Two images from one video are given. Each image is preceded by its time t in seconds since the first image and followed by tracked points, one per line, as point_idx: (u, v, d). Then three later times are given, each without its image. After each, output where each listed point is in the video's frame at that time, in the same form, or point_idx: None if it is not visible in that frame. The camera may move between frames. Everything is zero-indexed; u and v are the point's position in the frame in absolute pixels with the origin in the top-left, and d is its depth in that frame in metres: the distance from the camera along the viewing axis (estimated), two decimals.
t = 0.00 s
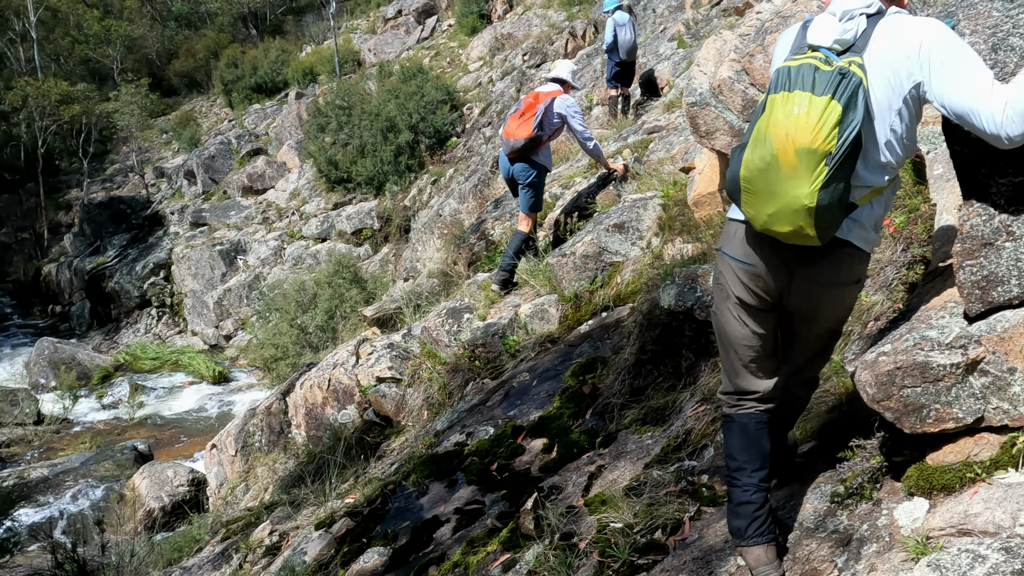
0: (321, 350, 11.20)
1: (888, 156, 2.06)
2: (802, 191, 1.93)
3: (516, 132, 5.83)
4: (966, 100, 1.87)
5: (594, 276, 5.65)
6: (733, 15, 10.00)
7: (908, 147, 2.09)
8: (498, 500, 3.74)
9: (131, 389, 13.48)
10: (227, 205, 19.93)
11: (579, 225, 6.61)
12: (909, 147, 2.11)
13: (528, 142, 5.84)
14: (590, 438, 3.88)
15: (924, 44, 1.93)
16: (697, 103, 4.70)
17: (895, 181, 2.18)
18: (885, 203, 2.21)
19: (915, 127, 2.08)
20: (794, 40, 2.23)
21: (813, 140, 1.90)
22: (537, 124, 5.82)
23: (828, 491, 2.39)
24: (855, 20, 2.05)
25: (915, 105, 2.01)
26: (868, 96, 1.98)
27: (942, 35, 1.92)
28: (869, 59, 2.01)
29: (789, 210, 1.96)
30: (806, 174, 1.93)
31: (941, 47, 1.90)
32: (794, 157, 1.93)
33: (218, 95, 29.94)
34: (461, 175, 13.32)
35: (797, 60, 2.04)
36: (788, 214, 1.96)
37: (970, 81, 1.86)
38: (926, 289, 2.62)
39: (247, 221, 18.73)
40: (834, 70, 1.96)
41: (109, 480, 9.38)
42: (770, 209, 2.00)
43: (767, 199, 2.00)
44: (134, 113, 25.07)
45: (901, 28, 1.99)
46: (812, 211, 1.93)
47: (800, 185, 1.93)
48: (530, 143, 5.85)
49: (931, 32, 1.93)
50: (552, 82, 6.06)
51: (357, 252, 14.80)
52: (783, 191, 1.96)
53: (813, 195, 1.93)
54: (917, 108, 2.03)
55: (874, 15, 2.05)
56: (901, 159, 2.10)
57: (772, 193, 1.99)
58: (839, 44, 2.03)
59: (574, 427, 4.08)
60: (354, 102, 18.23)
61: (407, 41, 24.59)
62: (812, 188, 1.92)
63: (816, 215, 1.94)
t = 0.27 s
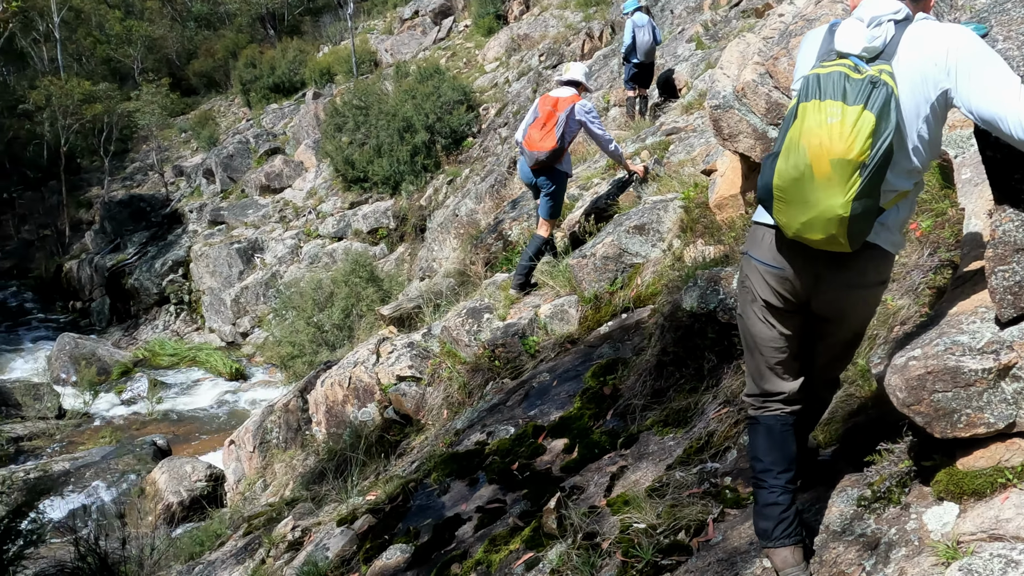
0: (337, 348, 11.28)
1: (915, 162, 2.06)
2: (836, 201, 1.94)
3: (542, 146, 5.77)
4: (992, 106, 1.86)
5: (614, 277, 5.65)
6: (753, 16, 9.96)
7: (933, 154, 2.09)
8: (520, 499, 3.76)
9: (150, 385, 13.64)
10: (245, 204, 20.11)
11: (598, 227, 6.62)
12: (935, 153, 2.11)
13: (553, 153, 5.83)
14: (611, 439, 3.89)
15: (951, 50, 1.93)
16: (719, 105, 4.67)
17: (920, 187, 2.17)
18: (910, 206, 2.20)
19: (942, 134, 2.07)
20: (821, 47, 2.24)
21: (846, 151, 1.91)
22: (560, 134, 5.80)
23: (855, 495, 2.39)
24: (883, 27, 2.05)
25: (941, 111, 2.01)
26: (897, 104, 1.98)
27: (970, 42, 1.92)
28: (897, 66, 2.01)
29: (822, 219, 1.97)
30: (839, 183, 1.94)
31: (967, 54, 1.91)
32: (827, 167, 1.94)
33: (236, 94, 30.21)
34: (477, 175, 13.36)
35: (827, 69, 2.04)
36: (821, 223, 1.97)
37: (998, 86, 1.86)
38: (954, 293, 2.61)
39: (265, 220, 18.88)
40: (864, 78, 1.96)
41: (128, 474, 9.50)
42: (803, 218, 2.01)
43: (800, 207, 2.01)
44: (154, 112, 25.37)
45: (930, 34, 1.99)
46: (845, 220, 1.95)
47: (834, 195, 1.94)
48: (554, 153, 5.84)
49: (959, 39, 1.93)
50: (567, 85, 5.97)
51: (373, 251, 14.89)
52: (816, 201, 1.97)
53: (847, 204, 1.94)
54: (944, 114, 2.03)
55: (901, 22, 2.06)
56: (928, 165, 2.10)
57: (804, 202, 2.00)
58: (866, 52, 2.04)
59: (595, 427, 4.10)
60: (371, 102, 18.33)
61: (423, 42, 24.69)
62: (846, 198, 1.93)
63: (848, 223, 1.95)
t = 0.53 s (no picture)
0: (347, 347, 11.31)
1: (941, 156, 2.05)
2: (867, 191, 1.93)
3: (562, 155, 5.82)
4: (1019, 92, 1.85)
5: (631, 278, 5.64)
6: (767, 19, 9.93)
7: (961, 148, 2.08)
8: (537, 498, 3.76)
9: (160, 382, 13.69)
10: (256, 202, 20.19)
11: (614, 227, 6.63)
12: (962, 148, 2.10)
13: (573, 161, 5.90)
14: (629, 439, 3.88)
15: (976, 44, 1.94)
16: (740, 106, 4.70)
17: (946, 184, 2.16)
18: (936, 205, 2.18)
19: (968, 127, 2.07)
20: (838, 46, 2.24)
21: (875, 141, 1.90)
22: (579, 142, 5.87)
23: (880, 497, 2.38)
24: (905, 23, 2.06)
25: (968, 103, 2.01)
26: (923, 96, 1.98)
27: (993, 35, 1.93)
28: (922, 60, 2.02)
29: (852, 211, 1.95)
30: (869, 175, 1.92)
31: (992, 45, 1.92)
32: (856, 158, 1.93)
33: (247, 93, 30.35)
34: (488, 175, 13.38)
35: (850, 64, 2.03)
36: (851, 215, 1.96)
37: None
38: (981, 295, 2.59)
39: (275, 218, 18.95)
40: (888, 70, 1.96)
41: (138, 470, 9.56)
42: (833, 211, 1.99)
43: (828, 200, 2.00)
44: (167, 110, 25.51)
45: (953, 29, 2.00)
46: (876, 211, 1.93)
47: (864, 185, 1.93)
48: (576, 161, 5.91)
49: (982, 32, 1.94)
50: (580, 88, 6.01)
51: (384, 251, 14.93)
52: (845, 192, 1.96)
53: (878, 195, 1.93)
54: (970, 108, 2.03)
55: (923, 19, 2.07)
56: (956, 160, 2.09)
57: (833, 195, 1.98)
58: (889, 46, 2.04)
59: (613, 427, 4.09)
60: (383, 102, 18.37)
61: (435, 43, 24.75)
62: (877, 189, 1.92)
63: (879, 214, 1.94)
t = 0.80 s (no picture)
0: (349, 350, 11.30)
1: (955, 164, 2.05)
2: (879, 190, 1.91)
3: (556, 172, 5.95)
4: None
5: (635, 282, 5.64)
6: (768, 23, 9.93)
7: (974, 156, 2.09)
8: (543, 504, 3.75)
9: (161, 385, 13.68)
10: (257, 205, 20.19)
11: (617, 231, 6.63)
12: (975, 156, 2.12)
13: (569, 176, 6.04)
14: (635, 445, 3.87)
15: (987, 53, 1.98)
16: (745, 111, 4.71)
17: (961, 194, 2.17)
18: (949, 216, 2.19)
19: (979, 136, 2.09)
20: (843, 61, 2.25)
21: (887, 141, 1.90)
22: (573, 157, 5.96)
23: (890, 505, 2.37)
24: (913, 34, 2.06)
25: (981, 110, 2.03)
26: (936, 102, 2.00)
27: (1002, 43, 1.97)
28: (931, 69, 2.03)
29: (864, 211, 1.94)
30: (882, 174, 1.91)
31: (1004, 54, 1.96)
32: (868, 157, 1.92)
33: (247, 96, 30.37)
34: (489, 178, 13.37)
35: (860, 73, 2.04)
36: (864, 216, 1.93)
37: None
38: (991, 301, 2.58)
39: (276, 221, 18.95)
40: (899, 77, 1.97)
41: (139, 474, 9.55)
42: (844, 212, 1.97)
43: (840, 201, 1.98)
44: (167, 113, 25.54)
45: (961, 39, 2.03)
46: (890, 211, 1.91)
47: (876, 185, 1.91)
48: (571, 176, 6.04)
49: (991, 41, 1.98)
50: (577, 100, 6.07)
51: (385, 254, 14.93)
52: (856, 192, 1.94)
53: (890, 195, 1.92)
54: (981, 116, 2.05)
55: (931, 31, 2.08)
56: (969, 169, 2.09)
57: (844, 197, 1.97)
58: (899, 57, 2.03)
59: (618, 433, 4.08)
60: (384, 105, 18.38)
61: (435, 46, 24.76)
62: (889, 188, 1.91)
63: (893, 214, 1.92)
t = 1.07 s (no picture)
0: (349, 356, 11.34)
1: (949, 184, 2.08)
2: (871, 203, 1.95)
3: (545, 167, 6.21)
4: None
5: (635, 287, 5.67)
6: (767, 29, 9.99)
7: (967, 177, 2.11)
8: (544, 509, 3.77)
9: (161, 391, 13.70)
10: (257, 211, 20.24)
11: (617, 236, 6.67)
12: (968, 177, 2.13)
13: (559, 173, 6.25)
14: (635, 449, 3.90)
15: (986, 76, 1.97)
16: (742, 118, 4.69)
17: (953, 212, 2.19)
18: (941, 232, 2.21)
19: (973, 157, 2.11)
20: (848, 74, 2.28)
21: (884, 155, 1.93)
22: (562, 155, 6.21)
23: (888, 509, 2.38)
24: (914, 54, 2.08)
25: (975, 132, 2.03)
26: (931, 120, 2.01)
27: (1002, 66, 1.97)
28: (930, 88, 2.05)
29: (855, 223, 1.97)
30: (876, 188, 1.95)
31: (1004, 77, 1.94)
32: (863, 171, 1.96)
33: (248, 101, 30.48)
34: (490, 184, 13.42)
35: (860, 88, 2.09)
36: (855, 226, 1.98)
37: None
38: (984, 306, 2.61)
39: (277, 226, 19.00)
40: (897, 94, 2.01)
41: (140, 480, 9.56)
42: (836, 222, 2.01)
43: (833, 211, 2.02)
44: (168, 119, 25.61)
45: (963, 60, 2.03)
46: (882, 224, 1.95)
47: (870, 198, 1.95)
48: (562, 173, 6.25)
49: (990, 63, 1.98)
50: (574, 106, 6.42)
51: (386, 259, 14.97)
52: (851, 203, 1.98)
53: (883, 209, 1.95)
54: (976, 138, 2.05)
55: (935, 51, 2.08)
56: (961, 190, 2.12)
57: (838, 206, 2.01)
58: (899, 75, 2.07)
59: (618, 437, 4.10)
60: (385, 110, 18.44)
61: (436, 51, 24.86)
62: (882, 202, 1.94)
63: (883, 228, 1.95)
